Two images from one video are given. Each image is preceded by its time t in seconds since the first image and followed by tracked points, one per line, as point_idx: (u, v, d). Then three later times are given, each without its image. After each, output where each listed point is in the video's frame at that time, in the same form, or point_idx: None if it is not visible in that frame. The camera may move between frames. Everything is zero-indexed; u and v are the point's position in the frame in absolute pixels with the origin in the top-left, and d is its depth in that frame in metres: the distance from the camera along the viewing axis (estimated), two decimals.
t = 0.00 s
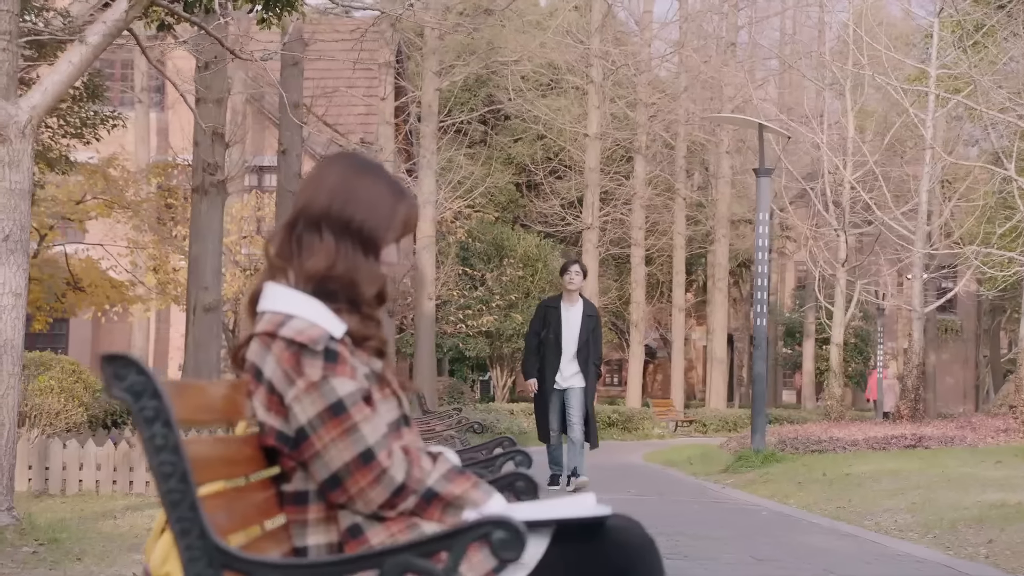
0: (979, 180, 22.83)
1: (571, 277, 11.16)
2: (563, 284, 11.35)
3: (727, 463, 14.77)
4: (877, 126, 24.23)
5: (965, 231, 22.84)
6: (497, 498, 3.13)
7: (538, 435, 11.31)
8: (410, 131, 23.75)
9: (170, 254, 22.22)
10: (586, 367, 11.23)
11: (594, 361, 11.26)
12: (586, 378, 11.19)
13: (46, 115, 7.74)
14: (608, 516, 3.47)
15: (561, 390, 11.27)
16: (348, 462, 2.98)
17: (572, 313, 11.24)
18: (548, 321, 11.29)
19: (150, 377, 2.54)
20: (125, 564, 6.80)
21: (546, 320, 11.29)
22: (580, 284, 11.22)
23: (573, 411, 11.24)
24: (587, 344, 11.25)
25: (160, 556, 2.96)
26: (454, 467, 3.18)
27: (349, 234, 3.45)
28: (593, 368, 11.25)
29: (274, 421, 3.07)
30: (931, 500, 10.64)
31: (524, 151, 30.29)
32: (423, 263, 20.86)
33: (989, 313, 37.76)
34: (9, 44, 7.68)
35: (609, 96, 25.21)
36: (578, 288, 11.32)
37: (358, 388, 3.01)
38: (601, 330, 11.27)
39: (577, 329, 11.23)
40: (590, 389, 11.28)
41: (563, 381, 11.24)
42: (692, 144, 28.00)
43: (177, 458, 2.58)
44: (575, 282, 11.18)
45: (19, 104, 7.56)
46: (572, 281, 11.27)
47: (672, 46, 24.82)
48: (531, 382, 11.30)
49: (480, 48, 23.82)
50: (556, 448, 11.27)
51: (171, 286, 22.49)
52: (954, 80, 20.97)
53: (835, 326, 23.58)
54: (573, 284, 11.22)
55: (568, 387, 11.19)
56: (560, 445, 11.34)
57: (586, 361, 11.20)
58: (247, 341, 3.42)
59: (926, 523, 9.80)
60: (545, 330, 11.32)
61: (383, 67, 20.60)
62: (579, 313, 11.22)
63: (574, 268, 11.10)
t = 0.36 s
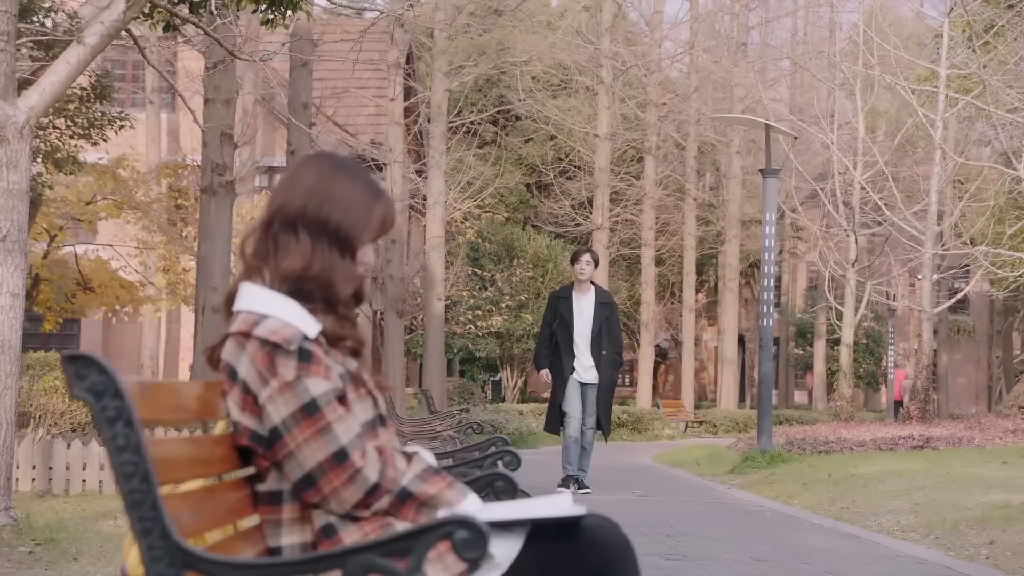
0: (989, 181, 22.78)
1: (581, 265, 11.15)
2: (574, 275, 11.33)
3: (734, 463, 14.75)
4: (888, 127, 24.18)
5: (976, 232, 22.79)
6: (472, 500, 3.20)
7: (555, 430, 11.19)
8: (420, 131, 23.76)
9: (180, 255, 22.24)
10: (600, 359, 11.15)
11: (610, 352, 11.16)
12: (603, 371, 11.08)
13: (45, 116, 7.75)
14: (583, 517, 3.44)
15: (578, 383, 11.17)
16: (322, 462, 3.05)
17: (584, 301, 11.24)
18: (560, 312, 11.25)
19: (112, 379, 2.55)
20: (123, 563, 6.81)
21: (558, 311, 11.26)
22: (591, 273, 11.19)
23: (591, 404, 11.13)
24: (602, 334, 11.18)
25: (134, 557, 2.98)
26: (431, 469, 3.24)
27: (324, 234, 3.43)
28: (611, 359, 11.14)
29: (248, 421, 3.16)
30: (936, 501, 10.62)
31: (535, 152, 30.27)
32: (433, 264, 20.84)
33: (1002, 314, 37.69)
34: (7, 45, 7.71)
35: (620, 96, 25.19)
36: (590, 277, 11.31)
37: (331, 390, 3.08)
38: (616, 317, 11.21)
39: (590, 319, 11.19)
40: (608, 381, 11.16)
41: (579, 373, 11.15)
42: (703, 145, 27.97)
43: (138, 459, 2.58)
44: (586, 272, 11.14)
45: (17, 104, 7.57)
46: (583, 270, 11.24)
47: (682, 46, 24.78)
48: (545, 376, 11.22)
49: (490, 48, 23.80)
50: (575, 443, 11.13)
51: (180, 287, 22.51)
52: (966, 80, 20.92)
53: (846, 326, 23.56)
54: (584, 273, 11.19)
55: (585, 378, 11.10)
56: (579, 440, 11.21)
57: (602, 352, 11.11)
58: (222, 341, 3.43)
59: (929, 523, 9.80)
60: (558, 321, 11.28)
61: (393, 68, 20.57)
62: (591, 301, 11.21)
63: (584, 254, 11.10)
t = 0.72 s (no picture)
0: (997, 180, 22.76)
1: (585, 261, 11.04)
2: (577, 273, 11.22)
3: (737, 463, 14.76)
4: (896, 127, 24.16)
5: (983, 232, 22.77)
6: (442, 496, 3.38)
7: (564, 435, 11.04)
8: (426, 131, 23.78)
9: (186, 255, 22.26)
10: (606, 357, 11.00)
11: (615, 349, 11.04)
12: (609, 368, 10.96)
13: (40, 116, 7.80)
14: (559, 515, 3.44)
15: (584, 385, 11.04)
16: (295, 460, 3.20)
17: (588, 297, 11.12)
18: (565, 312, 11.13)
19: (72, 378, 2.55)
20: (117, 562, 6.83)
21: (563, 312, 11.13)
22: (594, 269, 11.08)
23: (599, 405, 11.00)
24: (607, 331, 11.07)
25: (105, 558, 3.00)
26: (401, 461, 3.42)
27: (299, 232, 3.43)
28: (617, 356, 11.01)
29: (221, 420, 3.28)
30: (935, 501, 10.64)
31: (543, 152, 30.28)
32: (440, 264, 20.84)
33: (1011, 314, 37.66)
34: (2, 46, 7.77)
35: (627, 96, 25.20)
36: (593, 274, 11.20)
37: (303, 389, 3.23)
38: (621, 313, 11.09)
39: (596, 315, 11.07)
40: (614, 379, 11.01)
41: (585, 373, 11.01)
42: (711, 145, 27.96)
43: (100, 459, 2.57)
44: (589, 268, 11.05)
45: (12, 104, 7.63)
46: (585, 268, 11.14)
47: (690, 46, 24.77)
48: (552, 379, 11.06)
49: (497, 48, 23.81)
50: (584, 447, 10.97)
51: (188, 287, 22.53)
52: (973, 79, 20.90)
53: (853, 326, 23.58)
54: (588, 270, 11.08)
55: (590, 378, 10.96)
56: (587, 445, 11.05)
57: (607, 349, 10.99)
58: (196, 340, 3.43)
59: (929, 524, 9.82)
60: (562, 322, 11.15)
61: (399, 68, 20.56)
62: (596, 298, 11.10)
63: (587, 250, 11.00)
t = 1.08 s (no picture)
0: (1009, 180, 22.71)
1: (602, 261, 10.95)
2: (594, 272, 11.13)
3: (747, 463, 14.73)
4: (908, 127, 24.11)
5: (995, 232, 22.71)
6: (427, 496, 3.40)
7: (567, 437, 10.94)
8: (438, 131, 23.79)
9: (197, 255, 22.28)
10: (615, 361, 10.87)
11: (625, 355, 10.92)
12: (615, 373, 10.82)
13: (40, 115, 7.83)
14: (537, 515, 3.45)
15: (591, 388, 10.93)
16: (273, 461, 3.22)
17: (602, 298, 11.02)
18: (577, 309, 11.03)
19: (40, 376, 2.56)
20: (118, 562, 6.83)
21: (574, 309, 11.03)
22: (610, 270, 11.01)
23: (604, 410, 10.87)
24: (618, 335, 10.96)
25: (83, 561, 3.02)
26: (385, 461, 3.45)
27: (279, 232, 3.43)
28: (627, 362, 10.89)
29: (200, 420, 3.30)
30: (942, 502, 10.63)
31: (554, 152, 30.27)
32: (451, 264, 20.82)
33: None
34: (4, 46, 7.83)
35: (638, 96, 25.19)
36: (610, 274, 11.10)
37: (279, 388, 3.24)
38: (634, 317, 10.97)
39: (608, 317, 10.96)
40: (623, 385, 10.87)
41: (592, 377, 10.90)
42: (723, 145, 27.96)
43: (67, 459, 2.56)
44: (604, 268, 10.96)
45: (13, 104, 7.65)
46: (602, 267, 11.06)
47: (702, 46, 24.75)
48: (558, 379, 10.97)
49: (508, 49, 23.80)
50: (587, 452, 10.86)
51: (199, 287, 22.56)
52: (985, 79, 20.87)
53: (865, 327, 23.57)
54: (604, 271, 10.99)
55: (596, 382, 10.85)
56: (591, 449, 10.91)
57: (616, 354, 10.86)
58: (176, 340, 3.43)
59: (935, 524, 9.81)
60: (573, 320, 11.05)
61: (410, 67, 20.55)
62: (611, 299, 11.00)
63: (606, 249, 10.91)
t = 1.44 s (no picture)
0: None
1: (616, 247, 10.72)
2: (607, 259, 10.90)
3: (758, 463, 14.71)
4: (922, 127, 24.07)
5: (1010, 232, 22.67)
6: (409, 497, 3.40)
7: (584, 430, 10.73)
8: (451, 131, 23.79)
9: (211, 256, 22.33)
10: (634, 352, 10.69)
11: (645, 345, 10.73)
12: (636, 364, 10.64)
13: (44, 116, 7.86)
14: (519, 515, 3.46)
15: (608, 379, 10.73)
16: (254, 461, 3.22)
17: (617, 286, 10.81)
18: (590, 299, 10.82)
19: (9, 377, 2.55)
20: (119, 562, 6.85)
21: (588, 299, 10.81)
22: (625, 256, 10.77)
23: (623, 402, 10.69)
24: (635, 323, 10.75)
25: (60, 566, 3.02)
26: (367, 462, 3.45)
27: (261, 232, 3.43)
28: (648, 352, 10.70)
29: (181, 420, 3.30)
30: (950, 502, 10.59)
31: (569, 153, 30.26)
32: (465, 265, 20.82)
33: None
34: (8, 48, 7.88)
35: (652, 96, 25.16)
36: (623, 262, 10.88)
37: (260, 388, 3.25)
38: (651, 304, 10.76)
39: (624, 306, 10.75)
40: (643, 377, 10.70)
41: (610, 368, 10.71)
42: (737, 145, 27.95)
43: (38, 458, 2.56)
44: (619, 256, 10.72)
45: (17, 105, 7.68)
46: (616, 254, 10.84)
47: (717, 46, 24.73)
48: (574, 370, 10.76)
49: (522, 49, 23.79)
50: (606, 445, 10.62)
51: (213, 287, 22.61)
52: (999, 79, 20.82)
53: (879, 327, 23.54)
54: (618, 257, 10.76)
55: (616, 373, 10.67)
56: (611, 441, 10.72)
57: (635, 346, 10.67)
58: (159, 340, 3.43)
59: (942, 525, 9.80)
60: (587, 309, 10.83)
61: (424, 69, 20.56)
62: (626, 287, 10.78)
63: (619, 235, 10.68)
